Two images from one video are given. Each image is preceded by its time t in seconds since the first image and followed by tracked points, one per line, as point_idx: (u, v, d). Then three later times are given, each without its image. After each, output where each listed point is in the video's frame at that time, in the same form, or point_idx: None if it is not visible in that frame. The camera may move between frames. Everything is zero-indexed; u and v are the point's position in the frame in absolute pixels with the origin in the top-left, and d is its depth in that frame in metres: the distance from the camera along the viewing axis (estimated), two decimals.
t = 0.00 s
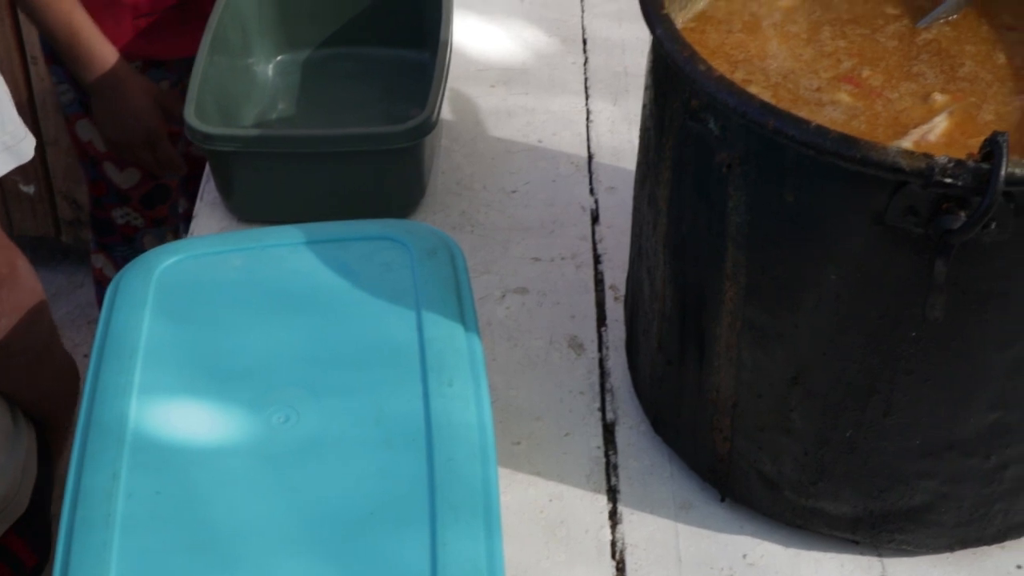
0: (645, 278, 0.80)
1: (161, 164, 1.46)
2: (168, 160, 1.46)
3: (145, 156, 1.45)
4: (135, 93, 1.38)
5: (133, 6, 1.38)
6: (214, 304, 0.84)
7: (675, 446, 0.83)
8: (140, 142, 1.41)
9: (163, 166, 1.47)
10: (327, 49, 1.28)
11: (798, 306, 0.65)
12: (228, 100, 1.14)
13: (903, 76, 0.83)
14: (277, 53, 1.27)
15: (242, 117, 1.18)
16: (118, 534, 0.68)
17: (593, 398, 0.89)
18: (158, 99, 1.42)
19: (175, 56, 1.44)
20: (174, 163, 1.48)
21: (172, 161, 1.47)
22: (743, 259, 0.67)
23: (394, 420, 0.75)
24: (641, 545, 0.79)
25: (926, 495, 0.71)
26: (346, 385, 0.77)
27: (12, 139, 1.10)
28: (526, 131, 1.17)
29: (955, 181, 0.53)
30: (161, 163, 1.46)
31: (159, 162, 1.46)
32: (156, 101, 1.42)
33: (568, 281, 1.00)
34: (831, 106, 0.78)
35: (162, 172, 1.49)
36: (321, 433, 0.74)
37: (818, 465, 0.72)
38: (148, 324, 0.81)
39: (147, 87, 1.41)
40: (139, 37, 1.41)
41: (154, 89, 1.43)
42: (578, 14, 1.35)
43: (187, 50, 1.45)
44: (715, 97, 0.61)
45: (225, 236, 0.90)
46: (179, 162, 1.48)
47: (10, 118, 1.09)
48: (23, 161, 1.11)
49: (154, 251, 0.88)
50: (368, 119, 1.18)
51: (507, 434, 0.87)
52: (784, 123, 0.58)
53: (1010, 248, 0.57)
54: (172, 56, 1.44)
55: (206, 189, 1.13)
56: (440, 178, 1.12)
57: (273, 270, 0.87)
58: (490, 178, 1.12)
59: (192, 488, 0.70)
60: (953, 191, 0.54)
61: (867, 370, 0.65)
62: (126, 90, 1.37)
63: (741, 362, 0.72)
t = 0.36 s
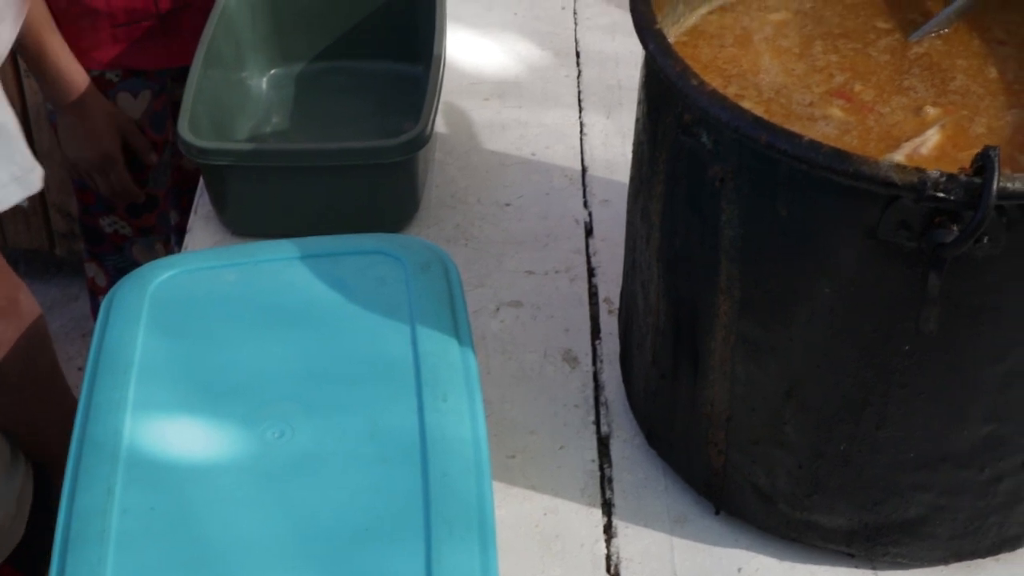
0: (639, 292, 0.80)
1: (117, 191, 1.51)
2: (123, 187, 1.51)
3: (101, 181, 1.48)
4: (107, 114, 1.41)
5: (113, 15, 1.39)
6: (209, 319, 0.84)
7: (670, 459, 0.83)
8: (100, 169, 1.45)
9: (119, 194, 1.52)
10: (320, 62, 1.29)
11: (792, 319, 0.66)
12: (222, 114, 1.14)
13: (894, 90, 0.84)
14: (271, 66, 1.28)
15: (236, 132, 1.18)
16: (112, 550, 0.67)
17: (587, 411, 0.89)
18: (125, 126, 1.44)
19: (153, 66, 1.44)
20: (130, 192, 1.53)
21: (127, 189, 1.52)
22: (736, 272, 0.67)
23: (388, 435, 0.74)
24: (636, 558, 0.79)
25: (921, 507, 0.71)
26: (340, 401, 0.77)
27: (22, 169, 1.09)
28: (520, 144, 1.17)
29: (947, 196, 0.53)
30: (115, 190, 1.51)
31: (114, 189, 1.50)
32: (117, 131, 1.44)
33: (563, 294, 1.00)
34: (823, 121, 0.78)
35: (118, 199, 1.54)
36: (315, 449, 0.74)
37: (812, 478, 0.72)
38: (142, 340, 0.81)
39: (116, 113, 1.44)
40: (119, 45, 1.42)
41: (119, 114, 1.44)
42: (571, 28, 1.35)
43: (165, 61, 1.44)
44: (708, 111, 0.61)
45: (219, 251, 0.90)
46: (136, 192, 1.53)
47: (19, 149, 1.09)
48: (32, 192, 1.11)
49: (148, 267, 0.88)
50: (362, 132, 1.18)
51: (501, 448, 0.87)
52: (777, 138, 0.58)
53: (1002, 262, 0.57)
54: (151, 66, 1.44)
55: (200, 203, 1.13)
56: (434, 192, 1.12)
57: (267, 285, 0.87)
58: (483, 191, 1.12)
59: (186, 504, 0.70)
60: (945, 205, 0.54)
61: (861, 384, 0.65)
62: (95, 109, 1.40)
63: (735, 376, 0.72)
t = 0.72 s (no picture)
0: (632, 306, 0.80)
1: (130, 205, 1.51)
2: (137, 202, 1.51)
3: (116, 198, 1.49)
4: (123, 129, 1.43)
5: (124, 21, 1.43)
6: (200, 334, 0.83)
7: (663, 473, 0.83)
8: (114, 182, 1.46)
9: (133, 209, 1.52)
10: (312, 75, 1.29)
11: (785, 334, 0.65)
12: (215, 128, 1.14)
13: (886, 104, 0.84)
14: (263, 78, 1.28)
15: (229, 145, 1.18)
16: (102, 569, 0.67)
17: (580, 425, 0.89)
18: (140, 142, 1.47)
19: (160, 70, 1.49)
20: (143, 206, 1.53)
21: (141, 205, 1.52)
22: (729, 287, 0.67)
23: (380, 451, 0.74)
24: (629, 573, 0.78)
25: (914, 522, 0.71)
26: (332, 417, 0.77)
27: (41, 177, 1.09)
28: (513, 156, 1.17)
29: (939, 213, 0.53)
30: (129, 205, 1.51)
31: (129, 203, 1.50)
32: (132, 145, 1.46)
33: (555, 306, 1.00)
34: (815, 134, 0.78)
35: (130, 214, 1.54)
36: (307, 465, 0.74)
37: (805, 492, 0.72)
38: (133, 356, 0.81)
39: (128, 129, 1.46)
40: (128, 51, 1.46)
41: (133, 132, 1.47)
42: (564, 39, 1.35)
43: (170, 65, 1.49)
44: (699, 128, 0.61)
45: (211, 266, 0.90)
46: (148, 205, 1.53)
47: (37, 154, 1.08)
48: (52, 200, 1.10)
49: (140, 282, 0.88)
50: (355, 143, 1.18)
51: (495, 463, 0.86)
52: (769, 154, 0.58)
53: (993, 277, 0.57)
54: (158, 69, 1.49)
55: (193, 216, 1.12)
56: (427, 204, 1.12)
57: (259, 300, 0.87)
58: (476, 204, 1.12)
59: (177, 522, 0.70)
60: (937, 221, 0.54)
61: (853, 399, 0.65)
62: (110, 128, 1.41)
63: (728, 391, 0.72)
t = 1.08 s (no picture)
0: (627, 312, 0.80)
1: (124, 208, 1.51)
2: (132, 205, 1.50)
3: (110, 200, 1.48)
4: (118, 131, 1.42)
5: (119, 22, 1.45)
6: (195, 343, 0.83)
7: (659, 479, 0.83)
8: (108, 185, 1.45)
9: (128, 211, 1.52)
10: (307, 82, 1.29)
11: (780, 341, 0.65)
12: (210, 134, 1.14)
13: (880, 111, 0.84)
14: (258, 86, 1.28)
15: (224, 152, 1.18)
16: None
17: (576, 431, 0.89)
18: (135, 144, 1.46)
19: (152, 72, 1.50)
20: (138, 210, 1.53)
21: (135, 207, 1.52)
22: (724, 293, 0.67)
23: (376, 459, 0.74)
24: None
25: (909, 528, 0.71)
26: (328, 424, 0.77)
27: (40, 176, 1.09)
28: (508, 162, 1.18)
29: (933, 219, 0.53)
30: (125, 208, 1.51)
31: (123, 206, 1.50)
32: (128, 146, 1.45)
33: (551, 313, 1.00)
34: (810, 142, 0.78)
35: (125, 217, 1.54)
36: (302, 473, 0.74)
37: (801, 498, 0.72)
38: (128, 364, 0.81)
39: (124, 130, 1.45)
40: (122, 51, 1.48)
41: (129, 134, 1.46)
42: (559, 46, 1.36)
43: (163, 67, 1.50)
44: (694, 134, 0.61)
45: (206, 274, 0.89)
46: (143, 208, 1.53)
47: (34, 154, 1.08)
48: (52, 199, 1.10)
49: (136, 289, 0.88)
50: (350, 150, 1.18)
51: (490, 469, 0.86)
52: (764, 161, 0.58)
53: (988, 283, 0.57)
54: (153, 70, 1.49)
55: (189, 223, 1.12)
56: (423, 211, 1.12)
57: (254, 308, 0.87)
58: (472, 210, 1.12)
59: (173, 529, 0.70)
60: (931, 228, 0.54)
61: (849, 405, 0.65)
62: (106, 131, 1.41)
63: (723, 397, 0.72)
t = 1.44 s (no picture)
0: (618, 326, 0.81)
1: (112, 224, 1.53)
2: (120, 221, 1.53)
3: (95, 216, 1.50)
4: (105, 148, 1.45)
5: (105, 41, 1.49)
6: (187, 357, 0.83)
7: (651, 492, 0.83)
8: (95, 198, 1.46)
9: (116, 227, 1.55)
10: (299, 96, 1.29)
11: (771, 353, 0.66)
12: (202, 149, 1.14)
13: (869, 123, 0.85)
14: (250, 99, 1.28)
15: (216, 166, 1.18)
16: None
17: (568, 444, 0.89)
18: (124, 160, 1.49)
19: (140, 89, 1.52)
20: (126, 225, 1.55)
21: (122, 223, 1.54)
22: (715, 307, 0.67)
23: (368, 474, 0.74)
24: None
25: (901, 540, 0.72)
26: (320, 439, 0.77)
27: (38, 185, 1.14)
28: (500, 175, 1.18)
29: (922, 232, 0.53)
30: (112, 224, 1.53)
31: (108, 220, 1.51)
32: (116, 163, 1.48)
33: (543, 326, 1.00)
34: (799, 155, 0.79)
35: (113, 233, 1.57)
36: (294, 488, 0.73)
37: (793, 510, 0.73)
38: (120, 380, 0.81)
39: (112, 148, 1.48)
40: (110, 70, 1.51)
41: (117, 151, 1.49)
42: (550, 58, 1.37)
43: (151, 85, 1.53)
44: (683, 148, 0.61)
45: (198, 288, 0.90)
46: (131, 223, 1.56)
47: (33, 164, 1.12)
48: (49, 207, 1.15)
49: (127, 305, 0.88)
50: (343, 163, 1.19)
51: (483, 482, 0.86)
52: (752, 175, 0.58)
53: (976, 295, 0.57)
54: (138, 87, 1.52)
55: (180, 237, 1.12)
56: (415, 224, 1.12)
57: (246, 323, 0.87)
58: (464, 223, 1.12)
59: (165, 546, 0.69)
60: (920, 241, 0.54)
61: (840, 417, 0.66)
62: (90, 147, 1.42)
63: (714, 410, 0.72)
